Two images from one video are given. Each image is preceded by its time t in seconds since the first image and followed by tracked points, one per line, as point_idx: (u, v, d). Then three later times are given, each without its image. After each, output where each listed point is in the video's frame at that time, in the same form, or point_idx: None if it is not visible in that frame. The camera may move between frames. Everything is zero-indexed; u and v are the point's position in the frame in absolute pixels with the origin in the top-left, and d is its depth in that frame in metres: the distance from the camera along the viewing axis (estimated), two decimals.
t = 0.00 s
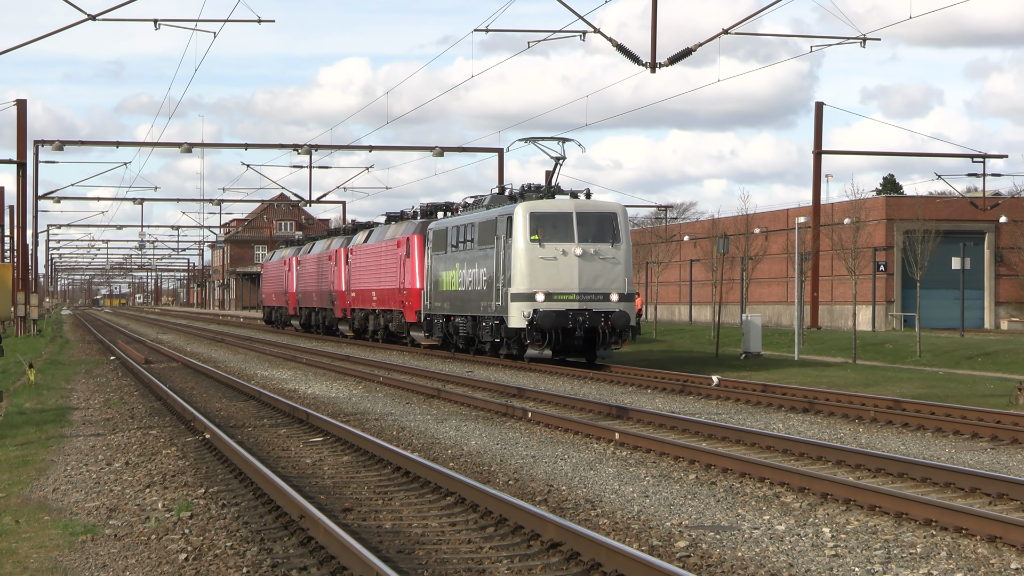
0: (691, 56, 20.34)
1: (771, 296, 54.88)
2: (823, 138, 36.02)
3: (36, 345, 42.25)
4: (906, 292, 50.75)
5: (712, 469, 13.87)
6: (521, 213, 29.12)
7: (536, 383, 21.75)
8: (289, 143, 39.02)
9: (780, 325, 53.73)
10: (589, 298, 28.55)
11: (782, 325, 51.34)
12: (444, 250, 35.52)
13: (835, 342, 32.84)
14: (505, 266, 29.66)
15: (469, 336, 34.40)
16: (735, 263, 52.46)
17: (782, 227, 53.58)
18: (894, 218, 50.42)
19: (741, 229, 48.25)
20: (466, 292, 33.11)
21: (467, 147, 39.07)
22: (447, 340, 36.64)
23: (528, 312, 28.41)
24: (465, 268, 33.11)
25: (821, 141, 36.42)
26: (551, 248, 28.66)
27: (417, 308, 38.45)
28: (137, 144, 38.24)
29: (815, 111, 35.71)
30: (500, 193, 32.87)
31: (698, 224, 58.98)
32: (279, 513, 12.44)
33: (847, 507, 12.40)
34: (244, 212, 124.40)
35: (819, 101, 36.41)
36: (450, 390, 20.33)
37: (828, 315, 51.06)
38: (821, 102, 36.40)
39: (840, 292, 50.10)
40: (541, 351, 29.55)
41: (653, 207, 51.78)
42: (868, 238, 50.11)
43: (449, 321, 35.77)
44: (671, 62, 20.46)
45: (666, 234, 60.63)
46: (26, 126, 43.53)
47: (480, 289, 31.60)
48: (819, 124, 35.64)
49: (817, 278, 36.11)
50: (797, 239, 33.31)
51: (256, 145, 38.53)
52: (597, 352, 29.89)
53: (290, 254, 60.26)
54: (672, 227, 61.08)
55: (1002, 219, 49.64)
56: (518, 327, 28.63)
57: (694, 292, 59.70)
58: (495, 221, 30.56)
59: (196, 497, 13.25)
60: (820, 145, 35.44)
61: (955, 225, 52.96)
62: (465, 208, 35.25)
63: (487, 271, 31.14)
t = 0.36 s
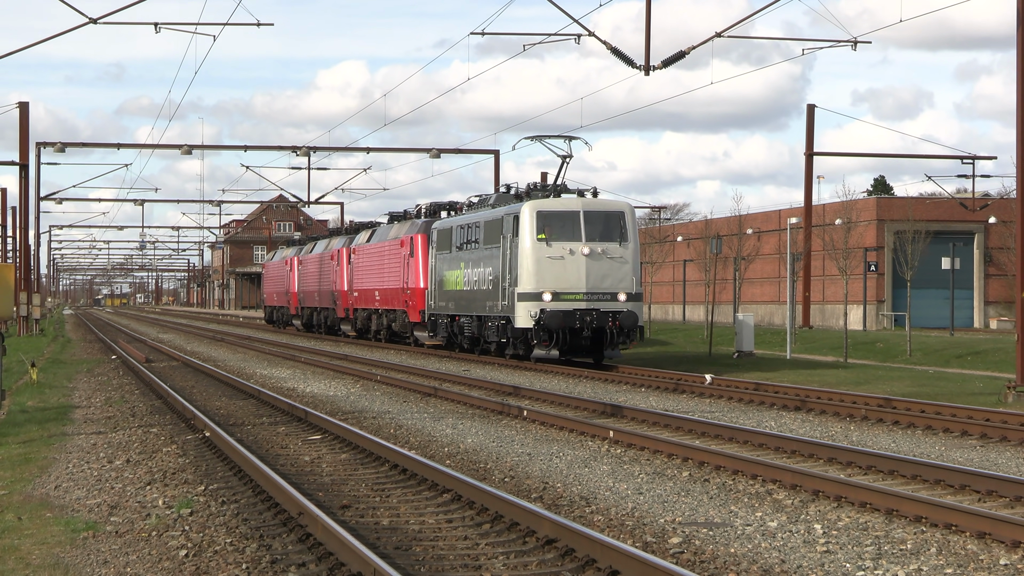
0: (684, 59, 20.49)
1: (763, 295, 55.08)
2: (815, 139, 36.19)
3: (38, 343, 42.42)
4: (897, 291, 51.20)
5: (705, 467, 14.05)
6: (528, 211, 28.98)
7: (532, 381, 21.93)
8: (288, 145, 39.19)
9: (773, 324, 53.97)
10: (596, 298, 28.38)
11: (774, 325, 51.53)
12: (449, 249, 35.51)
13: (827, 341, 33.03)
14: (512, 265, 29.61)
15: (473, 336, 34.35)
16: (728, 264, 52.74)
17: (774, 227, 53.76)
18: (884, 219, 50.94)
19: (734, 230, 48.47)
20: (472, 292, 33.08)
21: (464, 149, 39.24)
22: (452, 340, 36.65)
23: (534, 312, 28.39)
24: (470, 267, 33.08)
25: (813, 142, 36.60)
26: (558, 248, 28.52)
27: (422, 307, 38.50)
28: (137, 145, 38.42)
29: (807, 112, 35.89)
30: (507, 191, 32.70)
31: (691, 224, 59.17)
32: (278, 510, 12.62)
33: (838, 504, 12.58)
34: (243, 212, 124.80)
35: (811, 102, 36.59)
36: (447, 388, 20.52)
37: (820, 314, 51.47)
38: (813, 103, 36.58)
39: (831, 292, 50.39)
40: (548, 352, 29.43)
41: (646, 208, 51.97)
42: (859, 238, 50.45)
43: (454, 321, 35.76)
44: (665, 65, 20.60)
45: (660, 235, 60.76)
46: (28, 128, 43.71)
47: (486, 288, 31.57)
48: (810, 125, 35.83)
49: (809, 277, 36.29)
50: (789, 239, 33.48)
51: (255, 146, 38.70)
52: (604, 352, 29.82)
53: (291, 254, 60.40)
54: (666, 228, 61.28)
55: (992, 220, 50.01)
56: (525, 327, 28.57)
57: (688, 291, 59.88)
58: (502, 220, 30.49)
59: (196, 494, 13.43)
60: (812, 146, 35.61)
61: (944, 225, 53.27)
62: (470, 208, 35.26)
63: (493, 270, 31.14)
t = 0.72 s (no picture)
0: (676, 61, 20.67)
1: (754, 295, 55.46)
2: (805, 140, 36.42)
3: (37, 342, 42.59)
4: (886, 290, 51.98)
5: (697, 463, 14.25)
6: (534, 209, 28.94)
7: (526, 379, 22.13)
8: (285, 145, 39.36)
9: (763, 323, 54.33)
10: (603, 297, 28.30)
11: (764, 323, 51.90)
12: (452, 248, 35.45)
13: (817, 340, 33.25)
14: (517, 263, 29.48)
15: (477, 335, 34.30)
16: (719, 264, 53.11)
17: (765, 228, 54.03)
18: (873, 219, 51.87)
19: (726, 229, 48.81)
20: (475, 291, 33.00)
21: (459, 149, 39.44)
22: (456, 339, 36.65)
23: (540, 311, 28.23)
24: (474, 266, 32.94)
25: (803, 143, 36.83)
26: (564, 246, 28.46)
27: (424, 307, 38.53)
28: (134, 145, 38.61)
29: (797, 114, 36.12)
30: (510, 190, 32.60)
31: (683, 224, 59.48)
32: (276, 506, 12.79)
33: (828, 500, 12.76)
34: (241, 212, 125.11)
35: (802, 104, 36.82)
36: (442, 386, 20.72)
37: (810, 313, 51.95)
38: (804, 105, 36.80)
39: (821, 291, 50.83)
40: (554, 351, 29.34)
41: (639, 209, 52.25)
42: (849, 238, 51.26)
43: (458, 320, 35.75)
44: (657, 67, 20.78)
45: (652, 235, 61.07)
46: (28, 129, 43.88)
47: (491, 287, 31.46)
48: (801, 126, 36.09)
49: (799, 276, 36.57)
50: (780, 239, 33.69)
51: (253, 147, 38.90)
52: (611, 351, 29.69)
53: (291, 253, 60.59)
54: (657, 228, 61.57)
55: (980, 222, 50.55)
56: (531, 326, 28.44)
57: (680, 291, 60.17)
58: (507, 218, 30.39)
59: (194, 490, 13.60)
60: (802, 146, 35.83)
61: (933, 225, 53.87)
62: (473, 206, 35.21)
63: (497, 269, 31.03)
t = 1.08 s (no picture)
0: (669, 64, 20.83)
1: (746, 295, 55.85)
2: (796, 142, 36.66)
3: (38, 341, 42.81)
4: (876, 290, 52.69)
5: (690, 461, 14.43)
6: (541, 208, 28.53)
7: (521, 378, 22.32)
8: (283, 147, 39.53)
9: (755, 323, 54.68)
10: (611, 297, 27.86)
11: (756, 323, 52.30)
12: (456, 247, 35.30)
13: (807, 339, 33.45)
14: (524, 262, 29.05)
15: (481, 334, 34.14)
16: (709, 264, 53.49)
17: (756, 229, 54.33)
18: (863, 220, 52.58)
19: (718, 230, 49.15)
20: (480, 291, 32.65)
21: (455, 151, 39.66)
22: (459, 339, 36.59)
23: (547, 311, 27.80)
24: (479, 266, 32.57)
25: (795, 145, 37.08)
26: (571, 245, 28.03)
27: (428, 306, 38.57)
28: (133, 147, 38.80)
29: (788, 116, 36.37)
30: (516, 188, 32.19)
31: (676, 225, 59.82)
32: (273, 503, 12.95)
33: (819, 497, 12.93)
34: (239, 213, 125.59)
35: (793, 107, 37.09)
36: (438, 385, 20.91)
37: (801, 313, 52.39)
38: (795, 108, 37.07)
39: (812, 291, 51.24)
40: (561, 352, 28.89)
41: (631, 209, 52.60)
42: (839, 239, 51.95)
43: (462, 320, 35.65)
44: (650, 70, 20.93)
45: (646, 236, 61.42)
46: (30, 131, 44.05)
47: (497, 287, 31.08)
48: (792, 128, 36.34)
49: (790, 277, 36.86)
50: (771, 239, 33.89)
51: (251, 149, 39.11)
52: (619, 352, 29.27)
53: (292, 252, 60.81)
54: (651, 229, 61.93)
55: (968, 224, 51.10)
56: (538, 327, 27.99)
57: (673, 291, 60.50)
58: (513, 216, 29.99)
59: (193, 487, 13.77)
60: (792, 149, 36.07)
61: (922, 227, 54.58)
62: (478, 205, 35.04)
63: (503, 269, 30.61)
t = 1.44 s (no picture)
0: (662, 68, 21.01)
1: (738, 296, 56.21)
2: (787, 145, 36.85)
3: (38, 342, 42.98)
4: (866, 292, 53.23)
5: (683, 460, 14.62)
6: (549, 207, 28.41)
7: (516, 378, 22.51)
8: (281, 150, 39.73)
9: (746, 324, 55.01)
10: (620, 298, 27.76)
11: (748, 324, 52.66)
12: (461, 247, 35.34)
13: (798, 340, 33.63)
14: (531, 262, 28.93)
15: (487, 336, 34.14)
16: (700, 266, 53.84)
17: (748, 231, 54.64)
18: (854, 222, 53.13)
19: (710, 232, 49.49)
20: (486, 292, 32.68)
21: (450, 155, 39.88)
22: (464, 340, 36.65)
23: (555, 312, 27.69)
24: (486, 267, 32.57)
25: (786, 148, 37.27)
26: (580, 245, 27.94)
27: (431, 307, 38.72)
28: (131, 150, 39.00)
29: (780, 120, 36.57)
30: (521, 188, 32.21)
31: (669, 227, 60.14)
32: (271, 502, 13.12)
33: (810, 496, 13.10)
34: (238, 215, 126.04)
35: (783, 112, 37.32)
36: (434, 386, 21.11)
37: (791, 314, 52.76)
38: (785, 112, 37.31)
39: (802, 292, 51.68)
40: (569, 353, 28.73)
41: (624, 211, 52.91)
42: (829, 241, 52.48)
43: (467, 322, 35.69)
44: (643, 74, 21.10)
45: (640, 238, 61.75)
46: (31, 134, 44.24)
47: (504, 288, 31.00)
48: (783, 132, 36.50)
49: (782, 278, 37.09)
50: (761, 241, 34.11)
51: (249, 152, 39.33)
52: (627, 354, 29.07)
53: (292, 254, 61.06)
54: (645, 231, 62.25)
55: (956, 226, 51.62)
56: (547, 329, 27.84)
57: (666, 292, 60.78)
58: (520, 216, 29.89)
59: (192, 486, 13.95)
60: (784, 152, 36.26)
61: (912, 229, 55.15)
62: (482, 205, 35.03)
63: (510, 270, 30.52)
